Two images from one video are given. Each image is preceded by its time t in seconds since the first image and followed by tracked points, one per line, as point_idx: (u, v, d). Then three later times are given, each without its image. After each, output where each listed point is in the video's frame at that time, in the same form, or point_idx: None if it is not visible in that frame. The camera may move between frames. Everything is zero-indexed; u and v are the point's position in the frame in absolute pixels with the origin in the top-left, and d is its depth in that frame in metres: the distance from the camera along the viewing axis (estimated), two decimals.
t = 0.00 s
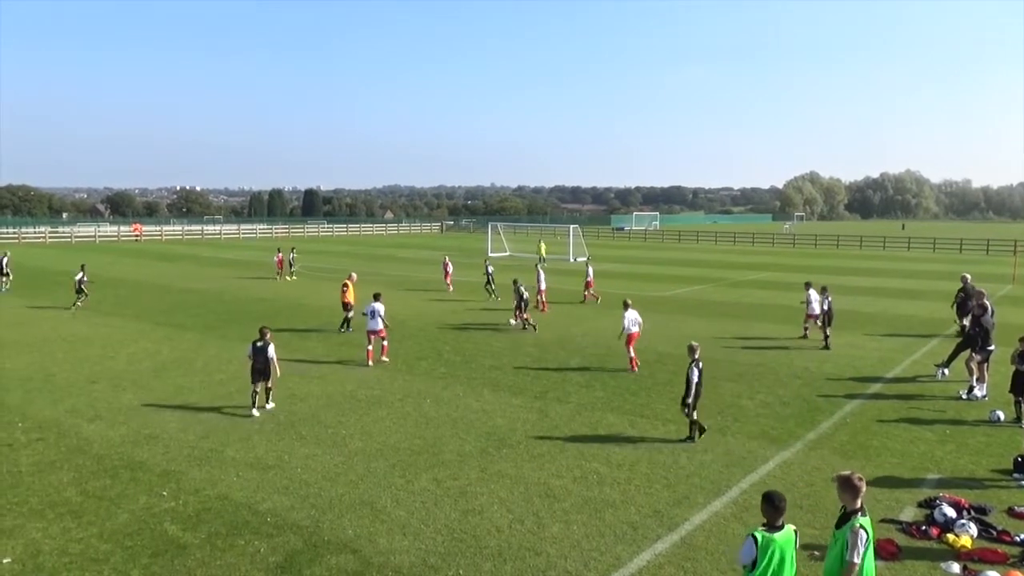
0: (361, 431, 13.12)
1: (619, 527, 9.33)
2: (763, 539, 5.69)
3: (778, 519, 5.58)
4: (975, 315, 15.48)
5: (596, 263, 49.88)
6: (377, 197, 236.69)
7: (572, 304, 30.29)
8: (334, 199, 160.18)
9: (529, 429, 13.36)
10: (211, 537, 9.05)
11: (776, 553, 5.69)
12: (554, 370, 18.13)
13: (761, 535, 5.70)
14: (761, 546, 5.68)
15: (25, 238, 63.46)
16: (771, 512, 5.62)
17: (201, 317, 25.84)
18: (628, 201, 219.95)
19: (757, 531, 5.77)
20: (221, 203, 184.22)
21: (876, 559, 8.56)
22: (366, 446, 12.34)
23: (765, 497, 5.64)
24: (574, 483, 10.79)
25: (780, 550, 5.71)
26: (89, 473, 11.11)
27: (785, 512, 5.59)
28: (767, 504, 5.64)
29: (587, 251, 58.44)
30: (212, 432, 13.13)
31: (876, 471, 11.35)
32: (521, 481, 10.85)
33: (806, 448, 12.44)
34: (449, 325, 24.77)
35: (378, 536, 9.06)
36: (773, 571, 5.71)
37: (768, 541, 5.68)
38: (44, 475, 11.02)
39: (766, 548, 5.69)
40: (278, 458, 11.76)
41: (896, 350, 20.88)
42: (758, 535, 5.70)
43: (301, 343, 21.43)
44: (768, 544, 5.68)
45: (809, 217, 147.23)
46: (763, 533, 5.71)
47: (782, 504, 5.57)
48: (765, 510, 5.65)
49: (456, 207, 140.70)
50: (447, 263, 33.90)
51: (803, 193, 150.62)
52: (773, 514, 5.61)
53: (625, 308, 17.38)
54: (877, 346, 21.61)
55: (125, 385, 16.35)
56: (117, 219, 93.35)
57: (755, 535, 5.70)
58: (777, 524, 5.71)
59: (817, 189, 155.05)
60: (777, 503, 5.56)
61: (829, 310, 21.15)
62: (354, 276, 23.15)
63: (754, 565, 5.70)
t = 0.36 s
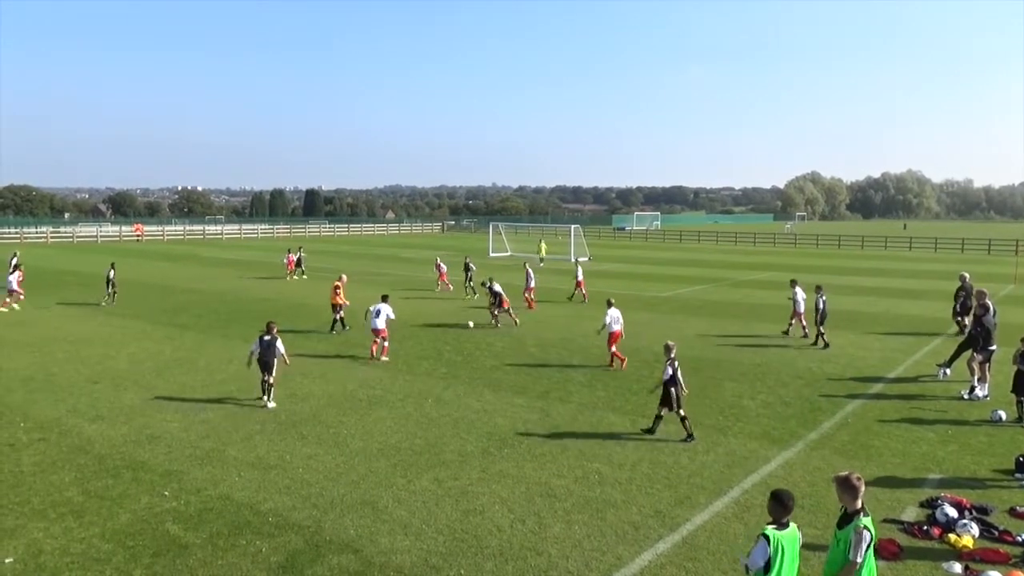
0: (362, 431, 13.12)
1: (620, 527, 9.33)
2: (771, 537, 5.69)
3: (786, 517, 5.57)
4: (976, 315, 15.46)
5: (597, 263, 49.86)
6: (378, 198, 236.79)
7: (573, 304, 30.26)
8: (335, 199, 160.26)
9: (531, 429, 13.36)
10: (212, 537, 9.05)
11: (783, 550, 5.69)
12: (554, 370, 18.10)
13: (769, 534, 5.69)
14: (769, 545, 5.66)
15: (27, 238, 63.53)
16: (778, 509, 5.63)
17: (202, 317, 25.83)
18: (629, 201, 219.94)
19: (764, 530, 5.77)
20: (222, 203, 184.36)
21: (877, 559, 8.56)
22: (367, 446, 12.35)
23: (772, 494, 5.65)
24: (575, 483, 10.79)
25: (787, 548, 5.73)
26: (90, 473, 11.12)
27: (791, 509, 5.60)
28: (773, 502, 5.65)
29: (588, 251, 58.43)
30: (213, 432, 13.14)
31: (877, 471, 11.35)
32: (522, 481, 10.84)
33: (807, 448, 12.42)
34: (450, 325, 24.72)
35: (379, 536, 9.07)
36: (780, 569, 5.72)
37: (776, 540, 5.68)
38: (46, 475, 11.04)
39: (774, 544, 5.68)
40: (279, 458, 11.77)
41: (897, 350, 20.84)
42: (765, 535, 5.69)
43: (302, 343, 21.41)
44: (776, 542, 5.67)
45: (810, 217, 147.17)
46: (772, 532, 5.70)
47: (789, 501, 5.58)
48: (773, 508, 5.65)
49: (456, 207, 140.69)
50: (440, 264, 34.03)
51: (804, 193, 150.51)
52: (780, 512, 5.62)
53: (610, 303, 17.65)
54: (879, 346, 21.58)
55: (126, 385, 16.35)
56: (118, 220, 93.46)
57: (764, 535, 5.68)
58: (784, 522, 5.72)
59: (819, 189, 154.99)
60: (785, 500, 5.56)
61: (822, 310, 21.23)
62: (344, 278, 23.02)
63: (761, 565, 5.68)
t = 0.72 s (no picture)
0: (376, 431, 13.16)
1: (634, 528, 9.30)
2: (778, 545, 5.63)
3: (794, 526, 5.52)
4: (996, 316, 15.26)
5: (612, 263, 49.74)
6: (393, 198, 237.44)
7: (588, 304, 30.21)
8: (350, 199, 160.93)
9: (544, 429, 13.36)
10: (228, 535, 9.11)
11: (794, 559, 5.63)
12: (569, 371, 18.07)
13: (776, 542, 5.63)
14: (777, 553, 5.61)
15: (46, 238, 64.21)
16: (785, 518, 5.57)
17: (219, 316, 26.01)
18: (643, 200, 219.25)
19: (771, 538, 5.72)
20: (239, 203, 185.51)
21: (894, 562, 8.48)
22: (382, 446, 12.39)
23: (780, 503, 5.60)
24: (589, 484, 10.77)
25: (797, 556, 5.66)
26: (108, 471, 11.23)
27: (800, 518, 5.54)
28: (781, 511, 5.60)
29: (603, 251, 58.32)
30: (229, 430, 13.23)
31: (895, 474, 11.25)
32: (536, 481, 10.84)
33: (824, 450, 12.33)
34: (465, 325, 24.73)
35: (394, 535, 9.09)
36: None
37: (783, 549, 5.63)
38: (65, 472, 11.16)
39: (782, 554, 5.63)
40: (294, 457, 11.83)
41: (915, 351, 20.64)
42: (775, 542, 5.63)
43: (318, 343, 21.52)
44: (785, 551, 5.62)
45: (827, 217, 146.09)
46: (777, 541, 5.65)
47: (797, 510, 5.52)
48: (781, 517, 5.59)
49: (470, 207, 140.74)
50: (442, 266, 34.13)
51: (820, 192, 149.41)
52: (789, 521, 5.56)
53: (607, 303, 18.31)
54: (896, 347, 21.39)
55: (144, 384, 16.50)
56: (136, 219, 94.25)
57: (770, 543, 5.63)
58: (790, 530, 5.67)
59: (835, 189, 153.81)
60: (793, 509, 5.51)
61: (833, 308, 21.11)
62: (344, 279, 23.09)
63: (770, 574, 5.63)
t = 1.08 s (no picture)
0: (393, 429, 13.21)
1: (650, 528, 9.28)
2: (803, 553, 5.52)
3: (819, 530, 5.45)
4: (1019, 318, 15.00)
5: (629, 263, 49.55)
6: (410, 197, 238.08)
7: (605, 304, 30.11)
8: (368, 198, 161.57)
9: (561, 428, 13.36)
10: (246, 531, 9.18)
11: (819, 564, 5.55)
12: (585, 370, 18.02)
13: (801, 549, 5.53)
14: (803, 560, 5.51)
15: (69, 237, 65.01)
16: (810, 523, 5.49)
17: (238, 314, 26.20)
18: (661, 200, 218.28)
19: (793, 546, 5.61)
20: (258, 202, 186.85)
21: (913, 565, 8.39)
22: (399, 444, 12.43)
23: (803, 508, 5.51)
24: (605, 483, 10.75)
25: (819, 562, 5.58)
26: (129, 466, 11.36)
27: (823, 521, 5.48)
28: (803, 517, 5.51)
29: (620, 251, 58.10)
30: (247, 427, 13.34)
31: (915, 476, 11.12)
32: (552, 480, 10.84)
33: (843, 452, 12.22)
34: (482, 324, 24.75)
35: (410, 533, 9.13)
36: None
37: (808, 556, 5.52)
38: (87, 467, 11.31)
39: (807, 561, 5.52)
40: (311, 454, 11.91)
41: (936, 353, 20.39)
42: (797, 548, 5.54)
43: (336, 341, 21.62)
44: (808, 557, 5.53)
45: (847, 217, 144.65)
46: (802, 548, 5.54)
47: (820, 514, 5.46)
48: (804, 523, 5.50)
49: (487, 207, 140.76)
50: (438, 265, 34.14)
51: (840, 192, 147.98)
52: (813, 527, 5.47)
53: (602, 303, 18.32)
54: (917, 348, 21.13)
55: (164, 381, 16.67)
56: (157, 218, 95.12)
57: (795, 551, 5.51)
58: (813, 536, 5.58)
59: (855, 189, 152.29)
60: (816, 513, 5.44)
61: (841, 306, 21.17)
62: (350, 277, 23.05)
63: None
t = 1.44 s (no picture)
0: (414, 427, 13.27)
1: (671, 529, 9.24)
2: (829, 555, 5.47)
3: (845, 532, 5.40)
4: None
5: (651, 263, 49.29)
6: (432, 197, 238.69)
7: (627, 304, 29.96)
8: (390, 197, 162.21)
9: (582, 428, 13.35)
10: (269, 527, 9.27)
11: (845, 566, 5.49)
12: (606, 370, 17.94)
13: (826, 550, 5.48)
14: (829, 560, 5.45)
15: (97, 237, 65.94)
16: (833, 524, 5.45)
17: (262, 313, 26.43)
18: (683, 199, 216.96)
19: (818, 547, 5.55)
20: (281, 202, 188.25)
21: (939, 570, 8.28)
22: (420, 442, 12.49)
23: (827, 508, 5.48)
24: (626, 484, 10.72)
25: (845, 564, 5.52)
26: (155, 462, 11.52)
27: (848, 522, 5.44)
28: (828, 517, 5.46)
29: (642, 251, 57.78)
30: (271, 425, 13.46)
31: (941, 479, 10.97)
32: (573, 480, 10.83)
33: (868, 454, 12.08)
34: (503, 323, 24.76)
35: (430, 531, 9.16)
36: None
37: (834, 558, 5.47)
38: (114, 462, 11.48)
39: (832, 563, 5.46)
40: (334, 452, 11.99)
41: (964, 354, 20.07)
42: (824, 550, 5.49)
43: (358, 339, 21.73)
44: (836, 559, 5.47)
45: (872, 216, 142.73)
46: (828, 550, 5.49)
47: (845, 514, 5.42)
48: (829, 524, 5.47)
49: (509, 207, 140.71)
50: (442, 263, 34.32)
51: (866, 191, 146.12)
52: (839, 529, 5.43)
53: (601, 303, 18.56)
54: (944, 349, 20.82)
55: (189, 378, 16.88)
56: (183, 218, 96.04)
57: (821, 552, 5.46)
58: (840, 539, 5.52)
59: (881, 188, 150.29)
60: (840, 513, 5.40)
61: (858, 305, 21.58)
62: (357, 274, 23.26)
63: None
